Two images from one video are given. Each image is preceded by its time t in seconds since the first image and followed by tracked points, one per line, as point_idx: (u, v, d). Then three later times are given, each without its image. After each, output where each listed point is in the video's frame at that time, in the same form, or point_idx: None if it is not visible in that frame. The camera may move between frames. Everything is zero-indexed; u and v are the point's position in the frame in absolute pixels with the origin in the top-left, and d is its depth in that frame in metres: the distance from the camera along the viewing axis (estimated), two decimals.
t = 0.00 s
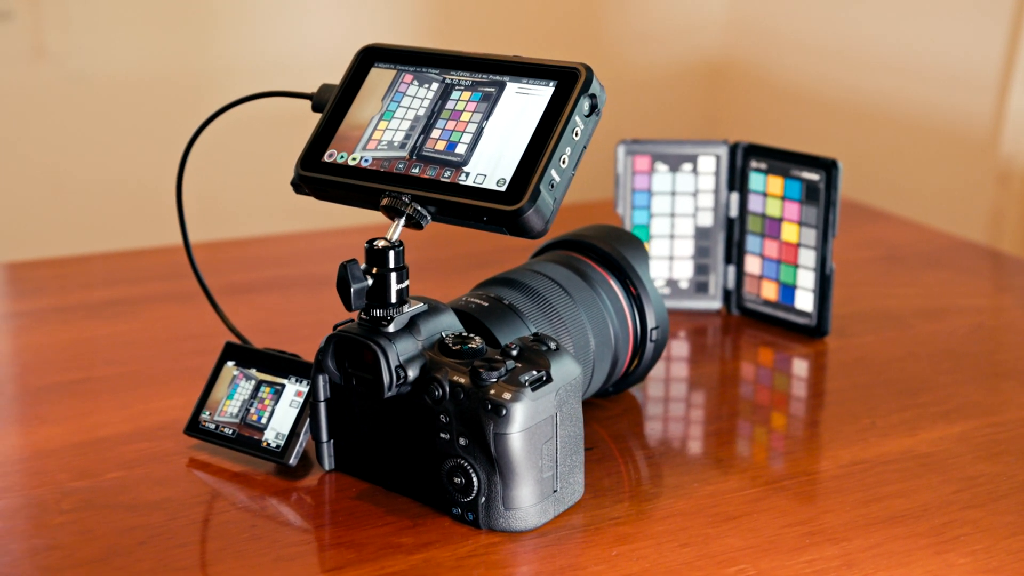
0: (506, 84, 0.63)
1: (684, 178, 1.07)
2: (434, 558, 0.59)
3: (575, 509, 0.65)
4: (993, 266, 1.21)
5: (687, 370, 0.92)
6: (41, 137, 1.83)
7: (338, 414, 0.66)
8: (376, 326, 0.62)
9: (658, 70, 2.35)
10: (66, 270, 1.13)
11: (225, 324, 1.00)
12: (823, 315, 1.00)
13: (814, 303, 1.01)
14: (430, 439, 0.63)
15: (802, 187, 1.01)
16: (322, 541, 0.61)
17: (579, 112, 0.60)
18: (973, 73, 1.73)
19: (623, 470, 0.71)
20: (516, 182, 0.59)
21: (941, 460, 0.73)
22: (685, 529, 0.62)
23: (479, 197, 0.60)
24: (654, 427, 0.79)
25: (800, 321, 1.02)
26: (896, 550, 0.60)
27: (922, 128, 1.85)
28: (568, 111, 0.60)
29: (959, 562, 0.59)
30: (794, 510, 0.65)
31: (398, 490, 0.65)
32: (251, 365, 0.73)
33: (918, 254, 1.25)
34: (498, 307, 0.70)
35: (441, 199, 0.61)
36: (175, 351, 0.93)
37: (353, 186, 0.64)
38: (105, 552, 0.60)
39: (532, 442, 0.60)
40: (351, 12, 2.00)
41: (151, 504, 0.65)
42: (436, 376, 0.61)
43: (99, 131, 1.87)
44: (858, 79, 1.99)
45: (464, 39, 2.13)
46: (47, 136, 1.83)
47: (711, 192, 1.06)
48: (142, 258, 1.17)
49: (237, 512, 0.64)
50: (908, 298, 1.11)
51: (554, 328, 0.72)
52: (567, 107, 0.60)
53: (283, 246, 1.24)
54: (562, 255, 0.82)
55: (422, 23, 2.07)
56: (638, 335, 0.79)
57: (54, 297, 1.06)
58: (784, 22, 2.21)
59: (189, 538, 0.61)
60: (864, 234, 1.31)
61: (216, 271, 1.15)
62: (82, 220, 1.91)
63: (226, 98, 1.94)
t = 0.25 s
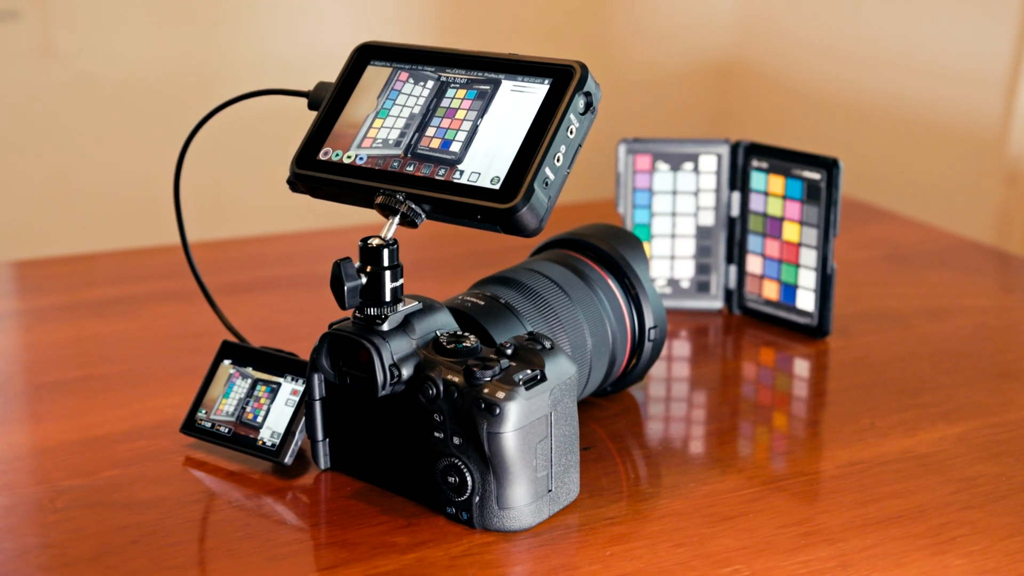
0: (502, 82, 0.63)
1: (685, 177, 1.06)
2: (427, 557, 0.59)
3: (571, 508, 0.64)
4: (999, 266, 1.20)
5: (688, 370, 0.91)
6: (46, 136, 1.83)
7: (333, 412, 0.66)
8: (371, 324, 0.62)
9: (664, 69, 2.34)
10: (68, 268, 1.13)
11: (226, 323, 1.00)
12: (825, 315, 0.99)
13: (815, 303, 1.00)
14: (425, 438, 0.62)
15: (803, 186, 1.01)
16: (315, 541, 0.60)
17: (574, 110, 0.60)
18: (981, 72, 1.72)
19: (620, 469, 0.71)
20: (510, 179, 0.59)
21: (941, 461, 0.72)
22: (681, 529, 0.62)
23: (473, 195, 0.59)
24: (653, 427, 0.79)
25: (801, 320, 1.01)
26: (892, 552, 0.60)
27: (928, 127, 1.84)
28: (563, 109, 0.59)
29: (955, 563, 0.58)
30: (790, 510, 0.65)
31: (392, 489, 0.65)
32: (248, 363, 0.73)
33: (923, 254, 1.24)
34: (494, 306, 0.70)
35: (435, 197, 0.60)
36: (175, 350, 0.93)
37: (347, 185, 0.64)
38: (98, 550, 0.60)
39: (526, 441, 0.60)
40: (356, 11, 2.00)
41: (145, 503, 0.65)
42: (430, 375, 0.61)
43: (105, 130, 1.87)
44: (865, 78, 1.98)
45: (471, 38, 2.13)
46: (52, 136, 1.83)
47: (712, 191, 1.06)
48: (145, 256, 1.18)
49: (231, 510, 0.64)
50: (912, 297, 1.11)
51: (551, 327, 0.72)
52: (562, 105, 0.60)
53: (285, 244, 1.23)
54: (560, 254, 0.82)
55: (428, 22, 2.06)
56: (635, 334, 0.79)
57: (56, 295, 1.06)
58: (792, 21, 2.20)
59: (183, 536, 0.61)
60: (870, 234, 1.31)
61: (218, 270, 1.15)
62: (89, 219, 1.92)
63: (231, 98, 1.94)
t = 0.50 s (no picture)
0: (497, 80, 0.63)
1: (687, 176, 1.06)
2: (421, 556, 0.59)
3: (566, 507, 0.64)
4: (1005, 266, 1.19)
5: (689, 370, 0.91)
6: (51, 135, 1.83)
7: (329, 411, 0.66)
8: (365, 323, 0.62)
9: (672, 69, 2.34)
10: (71, 266, 1.13)
11: (227, 321, 1.00)
12: (827, 315, 0.99)
13: (817, 302, 1.00)
14: (419, 437, 0.62)
15: (805, 186, 1.00)
16: (309, 539, 0.60)
17: (570, 107, 0.60)
18: (990, 70, 1.70)
19: (617, 469, 0.71)
20: (504, 177, 0.58)
21: (941, 461, 0.72)
22: (676, 529, 0.62)
23: (467, 193, 0.59)
24: (652, 427, 0.78)
25: (803, 320, 1.01)
26: (888, 552, 0.59)
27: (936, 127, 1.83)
28: (558, 106, 0.59)
29: (951, 564, 0.58)
30: (786, 510, 0.64)
31: (388, 488, 0.65)
32: (244, 361, 0.73)
33: (929, 254, 1.23)
34: (490, 305, 0.70)
35: (430, 196, 0.60)
36: (176, 348, 0.93)
37: (343, 183, 0.63)
38: (91, 548, 0.60)
39: (520, 440, 0.59)
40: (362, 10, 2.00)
41: (140, 500, 0.65)
42: (425, 373, 0.60)
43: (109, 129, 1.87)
44: (873, 78, 1.97)
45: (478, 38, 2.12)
46: (57, 135, 1.84)
47: (714, 190, 1.05)
48: (148, 255, 1.18)
49: (225, 509, 0.64)
50: (915, 297, 1.10)
51: (547, 326, 0.72)
52: (557, 103, 0.59)
53: (287, 243, 1.23)
54: (558, 253, 0.81)
55: (434, 22, 2.06)
56: (634, 333, 0.78)
57: (59, 293, 1.06)
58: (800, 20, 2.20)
59: (176, 534, 0.61)
60: (876, 234, 1.30)
61: (220, 269, 1.15)
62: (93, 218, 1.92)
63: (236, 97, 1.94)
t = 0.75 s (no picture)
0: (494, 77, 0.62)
1: (689, 175, 1.05)
2: (415, 555, 0.58)
3: (563, 507, 0.64)
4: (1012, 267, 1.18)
5: (690, 369, 0.91)
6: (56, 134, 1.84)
7: (325, 409, 0.66)
8: (361, 321, 0.61)
9: (680, 68, 2.33)
10: (75, 263, 1.13)
11: (229, 319, 1.00)
12: (829, 315, 0.98)
13: (818, 302, 0.99)
14: (415, 436, 0.62)
15: (806, 185, 1.00)
16: (303, 538, 0.60)
17: (566, 105, 0.59)
18: (999, 70, 1.69)
19: (614, 468, 0.70)
20: (500, 175, 0.58)
21: (941, 462, 0.71)
22: (673, 529, 0.61)
23: (462, 191, 0.59)
24: (651, 427, 0.78)
25: (804, 320, 1.00)
26: (884, 553, 0.59)
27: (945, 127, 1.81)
28: (553, 104, 0.59)
29: (948, 566, 0.58)
30: (784, 510, 0.64)
31: (384, 487, 0.65)
32: (242, 360, 0.73)
33: (935, 254, 1.22)
34: (487, 304, 0.70)
35: (425, 193, 0.60)
36: (177, 346, 0.93)
37: (339, 180, 0.63)
38: (86, 546, 0.59)
39: (515, 439, 0.59)
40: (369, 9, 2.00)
41: (136, 498, 0.65)
42: (419, 372, 0.60)
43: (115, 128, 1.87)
44: (882, 78, 1.96)
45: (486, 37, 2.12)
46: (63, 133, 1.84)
47: (716, 189, 1.05)
48: (151, 252, 1.18)
49: (220, 507, 0.64)
50: (919, 298, 1.09)
51: (545, 325, 0.72)
52: (552, 100, 0.59)
53: (290, 241, 1.23)
54: (557, 252, 0.81)
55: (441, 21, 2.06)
56: (633, 333, 0.78)
57: (61, 291, 1.06)
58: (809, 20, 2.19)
59: (171, 533, 0.61)
60: (882, 234, 1.29)
61: (224, 267, 1.15)
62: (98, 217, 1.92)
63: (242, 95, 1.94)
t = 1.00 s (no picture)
0: (491, 75, 0.62)
1: (691, 175, 1.05)
2: (410, 555, 0.58)
3: (560, 507, 0.63)
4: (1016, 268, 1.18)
5: (691, 369, 0.90)
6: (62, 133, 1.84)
7: (322, 408, 0.66)
8: (357, 319, 0.61)
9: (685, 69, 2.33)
10: (77, 262, 1.13)
11: (229, 318, 1.00)
12: (831, 315, 0.98)
13: (821, 303, 0.99)
14: (411, 435, 0.62)
15: (809, 185, 0.99)
16: (299, 537, 0.60)
17: (563, 103, 0.59)
18: (1006, 70, 1.69)
19: (613, 468, 0.70)
20: (496, 173, 0.58)
21: (941, 464, 0.71)
22: (670, 530, 0.61)
23: (458, 189, 0.59)
24: (651, 427, 0.77)
25: (807, 320, 1.00)
26: (883, 555, 0.58)
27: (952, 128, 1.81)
28: (550, 102, 0.58)
29: (948, 568, 0.57)
30: (782, 511, 0.64)
31: (380, 486, 0.65)
32: (239, 358, 0.72)
33: (939, 255, 1.22)
34: (485, 303, 0.70)
35: (421, 192, 0.60)
36: (177, 345, 0.93)
37: (336, 178, 0.63)
38: (82, 544, 0.59)
39: (510, 438, 0.59)
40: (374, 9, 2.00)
41: (132, 496, 0.64)
42: (416, 371, 0.60)
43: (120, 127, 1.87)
44: (888, 79, 1.95)
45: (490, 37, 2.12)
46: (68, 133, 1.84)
47: (719, 189, 1.04)
48: (153, 251, 1.18)
49: (216, 506, 0.64)
50: (923, 299, 1.09)
51: (543, 324, 0.71)
52: (550, 98, 0.59)
53: (293, 240, 1.23)
54: (557, 251, 0.81)
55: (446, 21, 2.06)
56: (632, 333, 0.78)
57: (62, 289, 1.06)
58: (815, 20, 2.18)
59: (166, 531, 0.61)
60: (886, 235, 1.29)
61: (226, 266, 1.15)
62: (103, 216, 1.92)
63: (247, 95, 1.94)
